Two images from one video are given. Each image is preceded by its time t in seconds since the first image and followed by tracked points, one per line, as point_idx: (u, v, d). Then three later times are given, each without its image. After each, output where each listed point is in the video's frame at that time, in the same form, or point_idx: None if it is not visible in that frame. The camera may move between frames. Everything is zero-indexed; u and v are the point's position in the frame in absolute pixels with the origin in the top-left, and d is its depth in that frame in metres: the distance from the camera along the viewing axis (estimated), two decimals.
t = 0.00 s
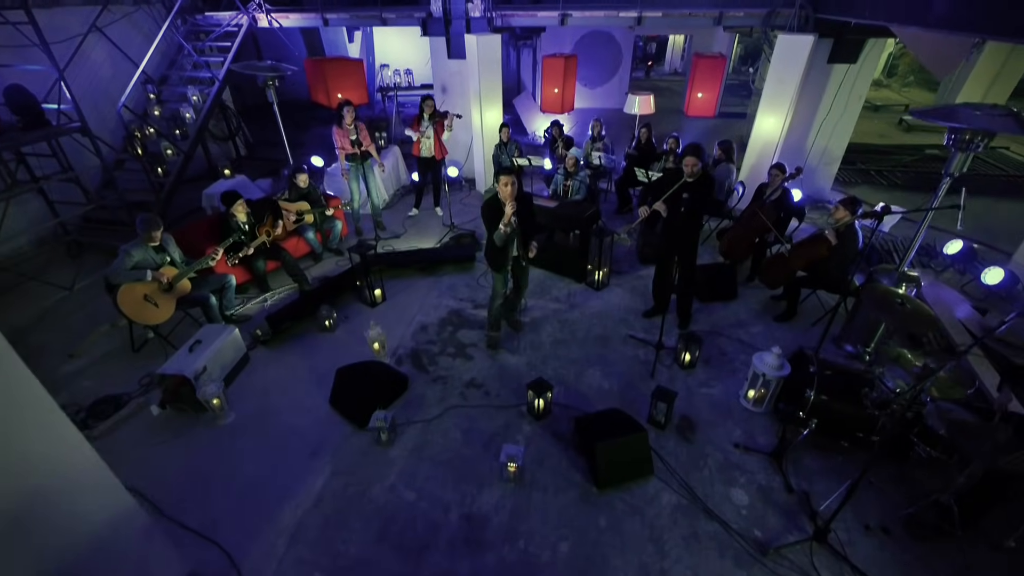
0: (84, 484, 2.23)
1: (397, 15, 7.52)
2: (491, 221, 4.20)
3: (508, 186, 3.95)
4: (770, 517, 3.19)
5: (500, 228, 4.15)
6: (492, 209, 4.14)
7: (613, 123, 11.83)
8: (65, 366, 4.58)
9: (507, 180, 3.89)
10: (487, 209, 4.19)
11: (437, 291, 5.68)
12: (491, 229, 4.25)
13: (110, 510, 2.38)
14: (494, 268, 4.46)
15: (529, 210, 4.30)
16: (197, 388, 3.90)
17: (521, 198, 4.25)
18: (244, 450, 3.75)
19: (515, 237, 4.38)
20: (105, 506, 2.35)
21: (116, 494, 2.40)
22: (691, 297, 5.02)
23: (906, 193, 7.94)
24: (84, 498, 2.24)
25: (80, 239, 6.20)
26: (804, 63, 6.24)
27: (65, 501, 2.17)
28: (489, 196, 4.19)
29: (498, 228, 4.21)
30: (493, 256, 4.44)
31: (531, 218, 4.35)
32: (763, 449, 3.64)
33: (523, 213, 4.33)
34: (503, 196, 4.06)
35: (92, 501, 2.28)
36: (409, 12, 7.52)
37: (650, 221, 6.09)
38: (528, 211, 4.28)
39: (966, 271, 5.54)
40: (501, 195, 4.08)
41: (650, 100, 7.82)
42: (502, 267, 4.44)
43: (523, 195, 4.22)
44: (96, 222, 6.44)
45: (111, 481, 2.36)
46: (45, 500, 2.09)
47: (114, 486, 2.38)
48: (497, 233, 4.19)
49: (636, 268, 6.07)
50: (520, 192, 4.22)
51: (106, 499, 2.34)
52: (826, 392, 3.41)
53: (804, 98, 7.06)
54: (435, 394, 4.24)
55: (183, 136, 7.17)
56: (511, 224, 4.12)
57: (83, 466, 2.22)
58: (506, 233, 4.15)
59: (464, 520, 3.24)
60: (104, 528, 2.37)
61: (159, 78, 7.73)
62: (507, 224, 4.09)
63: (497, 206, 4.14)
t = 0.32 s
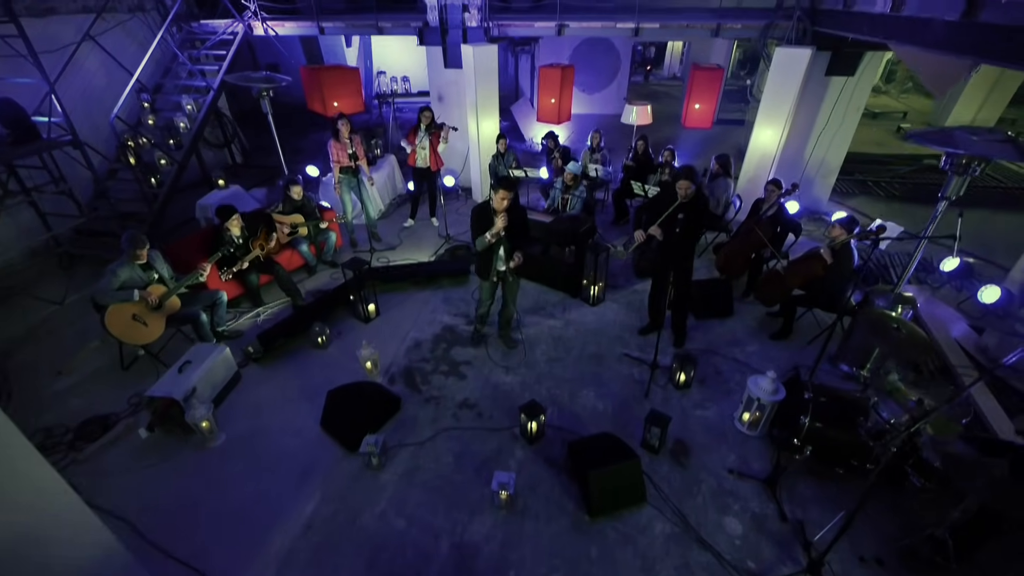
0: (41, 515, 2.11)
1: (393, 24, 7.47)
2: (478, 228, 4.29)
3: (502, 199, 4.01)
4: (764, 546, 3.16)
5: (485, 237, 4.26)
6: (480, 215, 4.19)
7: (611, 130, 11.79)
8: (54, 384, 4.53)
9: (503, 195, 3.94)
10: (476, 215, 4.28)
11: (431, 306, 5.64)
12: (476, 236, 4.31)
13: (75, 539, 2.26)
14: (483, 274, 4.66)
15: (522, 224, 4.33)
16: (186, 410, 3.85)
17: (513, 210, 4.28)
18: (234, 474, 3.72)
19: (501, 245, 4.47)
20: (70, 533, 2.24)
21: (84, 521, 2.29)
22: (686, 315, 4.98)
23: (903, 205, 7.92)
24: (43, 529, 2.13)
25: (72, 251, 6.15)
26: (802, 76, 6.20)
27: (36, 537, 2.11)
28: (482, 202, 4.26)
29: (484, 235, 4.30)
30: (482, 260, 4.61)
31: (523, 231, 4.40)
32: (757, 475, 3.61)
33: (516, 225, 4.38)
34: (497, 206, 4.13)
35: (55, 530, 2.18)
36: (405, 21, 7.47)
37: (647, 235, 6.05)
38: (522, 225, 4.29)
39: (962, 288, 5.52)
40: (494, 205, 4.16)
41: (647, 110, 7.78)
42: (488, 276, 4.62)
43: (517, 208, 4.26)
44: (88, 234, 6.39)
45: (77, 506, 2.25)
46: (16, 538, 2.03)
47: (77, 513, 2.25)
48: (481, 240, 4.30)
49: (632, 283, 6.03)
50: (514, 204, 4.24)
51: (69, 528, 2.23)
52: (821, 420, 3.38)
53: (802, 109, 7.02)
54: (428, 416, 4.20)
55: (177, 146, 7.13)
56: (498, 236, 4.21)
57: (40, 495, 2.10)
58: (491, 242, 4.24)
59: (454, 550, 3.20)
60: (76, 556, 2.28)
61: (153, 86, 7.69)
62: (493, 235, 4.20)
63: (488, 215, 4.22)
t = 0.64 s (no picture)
0: (13, 532, 2.19)
1: (390, 40, 7.48)
2: (464, 246, 4.47)
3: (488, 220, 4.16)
4: None
5: (471, 255, 4.43)
6: (466, 235, 4.38)
7: (609, 142, 11.82)
8: (47, 409, 4.51)
9: (489, 218, 4.07)
10: (464, 235, 4.46)
11: (427, 326, 5.63)
12: (463, 253, 4.47)
13: (47, 558, 2.34)
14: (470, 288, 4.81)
15: (508, 245, 4.47)
16: (179, 439, 3.84)
17: (500, 232, 4.42)
18: (227, 504, 3.70)
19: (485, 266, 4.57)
20: (42, 552, 2.32)
21: (54, 540, 2.38)
22: (682, 338, 4.97)
23: (900, 220, 7.93)
24: (17, 547, 2.21)
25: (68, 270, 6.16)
26: (798, 95, 6.21)
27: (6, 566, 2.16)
28: (471, 223, 4.45)
29: (469, 254, 4.46)
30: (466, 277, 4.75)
31: (509, 252, 4.49)
32: (752, 507, 3.60)
33: (502, 247, 4.50)
34: (483, 228, 4.27)
35: (26, 551, 2.25)
36: (402, 38, 7.48)
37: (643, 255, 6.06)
38: (507, 245, 4.44)
39: (958, 310, 5.51)
40: (480, 225, 4.29)
41: (645, 126, 7.79)
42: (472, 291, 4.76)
43: (502, 230, 4.43)
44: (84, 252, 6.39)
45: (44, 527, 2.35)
46: None
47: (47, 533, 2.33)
48: (467, 259, 4.46)
49: (628, 302, 6.03)
50: (500, 225, 4.40)
51: (44, 545, 2.33)
52: (816, 453, 3.37)
53: (798, 127, 7.04)
54: (423, 443, 4.19)
55: (174, 163, 7.14)
56: (483, 255, 4.36)
57: (11, 513, 2.18)
58: (475, 260, 4.41)
59: None
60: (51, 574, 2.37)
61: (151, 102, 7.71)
62: (479, 254, 4.37)
63: (474, 236, 4.40)
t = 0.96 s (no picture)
0: None
1: (387, 55, 7.50)
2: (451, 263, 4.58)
3: (474, 244, 4.27)
4: None
5: (456, 274, 4.53)
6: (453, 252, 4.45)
7: (606, 153, 11.85)
8: (42, 431, 4.52)
9: (474, 239, 4.18)
10: (453, 252, 4.56)
11: (423, 345, 5.63)
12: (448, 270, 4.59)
13: None
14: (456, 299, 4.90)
15: (494, 266, 4.50)
16: (173, 466, 3.84)
17: (485, 253, 4.49)
18: (221, 533, 3.69)
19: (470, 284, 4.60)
20: None
21: None
22: (677, 359, 4.97)
23: (896, 235, 7.96)
24: None
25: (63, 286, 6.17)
26: (793, 113, 6.24)
27: None
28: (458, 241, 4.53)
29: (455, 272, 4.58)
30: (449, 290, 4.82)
31: (495, 274, 4.52)
32: (745, 535, 3.61)
33: (488, 267, 4.55)
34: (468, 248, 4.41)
35: None
36: (399, 53, 7.50)
37: (639, 274, 6.07)
38: (494, 267, 4.47)
39: (951, 330, 5.52)
40: (467, 246, 4.41)
41: (641, 140, 7.82)
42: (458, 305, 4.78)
43: (489, 251, 4.49)
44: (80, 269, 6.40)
45: (9, 560, 2.17)
46: None
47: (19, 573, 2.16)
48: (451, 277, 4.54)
49: (623, 320, 6.04)
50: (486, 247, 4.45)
51: None
52: (808, 484, 3.38)
53: (794, 143, 7.06)
54: (417, 468, 4.19)
55: (170, 178, 7.14)
56: (465, 274, 4.47)
57: None
58: (458, 280, 4.53)
59: None
60: None
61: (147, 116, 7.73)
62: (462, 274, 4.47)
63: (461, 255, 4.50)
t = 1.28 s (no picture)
0: None
1: (384, 66, 7.48)
2: (441, 276, 4.57)
3: (462, 256, 4.26)
4: None
5: (445, 287, 4.51)
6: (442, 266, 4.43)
7: (603, 160, 11.85)
8: (35, 451, 4.50)
9: (461, 252, 4.18)
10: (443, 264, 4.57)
11: (418, 361, 5.63)
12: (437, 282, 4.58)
13: None
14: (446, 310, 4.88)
15: (485, 278, 4.50)
16: (167, 490, 3.83)
17: (474, 266, 4.49)
18: (215, 557, 3.69)
19: (460, 296, 4.60)
20: None
21: None
22: (672, 377, 4.97)
23: (891, 245, 7.98)
24: None
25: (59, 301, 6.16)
26: (789, 127, 6.24)
27: None
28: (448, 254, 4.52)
29: (444, 285, 4.57)
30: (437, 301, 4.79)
31: (486, 289, 4.52)
32: (739, 559, 3.62)
33: (480, 280, 4.55)
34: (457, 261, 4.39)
35: None
36: (395, 64, 7.48)
37: (634, 288, 6.08)
38: (484, 278, 4.47)
39: (946, 345, 5.53)
40: (455, 260, 4.41)
41: (638, 151, 7.82)
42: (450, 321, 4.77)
43: (478, 264, 4.48)
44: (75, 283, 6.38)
45: None
46: None
47: None
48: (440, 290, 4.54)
49: (619, 335, 6.04)
50: (474, 260, 4.44)
51: None
52: (801, 509, 3.40)
53: (790, 156, 7.07)
54: (412, 488, 4.19)
55: (166, 189, 7.12)
56: (454, 287, 4.46)
57: None
58: (446, 292, 4.54)
59: None
60: None
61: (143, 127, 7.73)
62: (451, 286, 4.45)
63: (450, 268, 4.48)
